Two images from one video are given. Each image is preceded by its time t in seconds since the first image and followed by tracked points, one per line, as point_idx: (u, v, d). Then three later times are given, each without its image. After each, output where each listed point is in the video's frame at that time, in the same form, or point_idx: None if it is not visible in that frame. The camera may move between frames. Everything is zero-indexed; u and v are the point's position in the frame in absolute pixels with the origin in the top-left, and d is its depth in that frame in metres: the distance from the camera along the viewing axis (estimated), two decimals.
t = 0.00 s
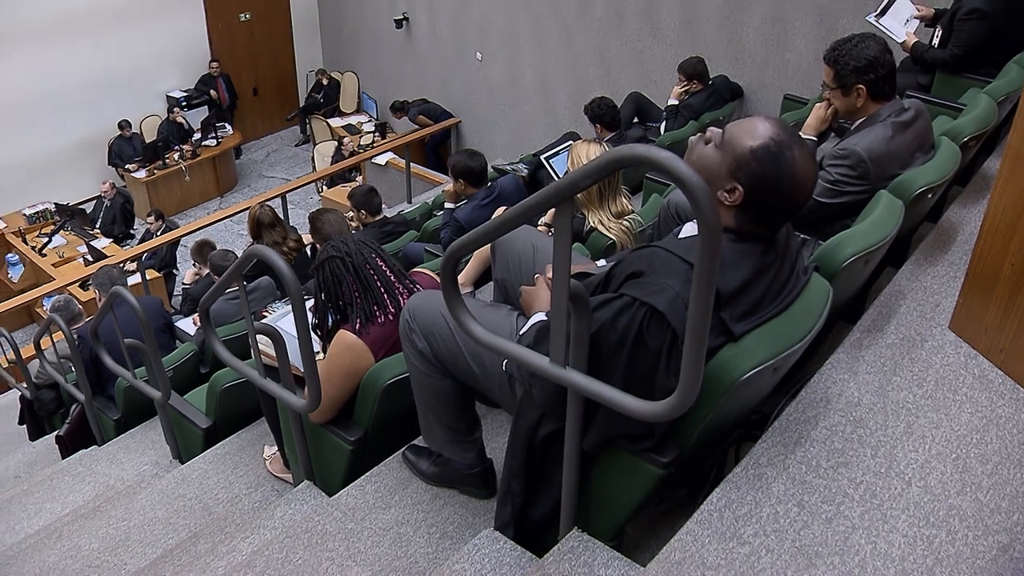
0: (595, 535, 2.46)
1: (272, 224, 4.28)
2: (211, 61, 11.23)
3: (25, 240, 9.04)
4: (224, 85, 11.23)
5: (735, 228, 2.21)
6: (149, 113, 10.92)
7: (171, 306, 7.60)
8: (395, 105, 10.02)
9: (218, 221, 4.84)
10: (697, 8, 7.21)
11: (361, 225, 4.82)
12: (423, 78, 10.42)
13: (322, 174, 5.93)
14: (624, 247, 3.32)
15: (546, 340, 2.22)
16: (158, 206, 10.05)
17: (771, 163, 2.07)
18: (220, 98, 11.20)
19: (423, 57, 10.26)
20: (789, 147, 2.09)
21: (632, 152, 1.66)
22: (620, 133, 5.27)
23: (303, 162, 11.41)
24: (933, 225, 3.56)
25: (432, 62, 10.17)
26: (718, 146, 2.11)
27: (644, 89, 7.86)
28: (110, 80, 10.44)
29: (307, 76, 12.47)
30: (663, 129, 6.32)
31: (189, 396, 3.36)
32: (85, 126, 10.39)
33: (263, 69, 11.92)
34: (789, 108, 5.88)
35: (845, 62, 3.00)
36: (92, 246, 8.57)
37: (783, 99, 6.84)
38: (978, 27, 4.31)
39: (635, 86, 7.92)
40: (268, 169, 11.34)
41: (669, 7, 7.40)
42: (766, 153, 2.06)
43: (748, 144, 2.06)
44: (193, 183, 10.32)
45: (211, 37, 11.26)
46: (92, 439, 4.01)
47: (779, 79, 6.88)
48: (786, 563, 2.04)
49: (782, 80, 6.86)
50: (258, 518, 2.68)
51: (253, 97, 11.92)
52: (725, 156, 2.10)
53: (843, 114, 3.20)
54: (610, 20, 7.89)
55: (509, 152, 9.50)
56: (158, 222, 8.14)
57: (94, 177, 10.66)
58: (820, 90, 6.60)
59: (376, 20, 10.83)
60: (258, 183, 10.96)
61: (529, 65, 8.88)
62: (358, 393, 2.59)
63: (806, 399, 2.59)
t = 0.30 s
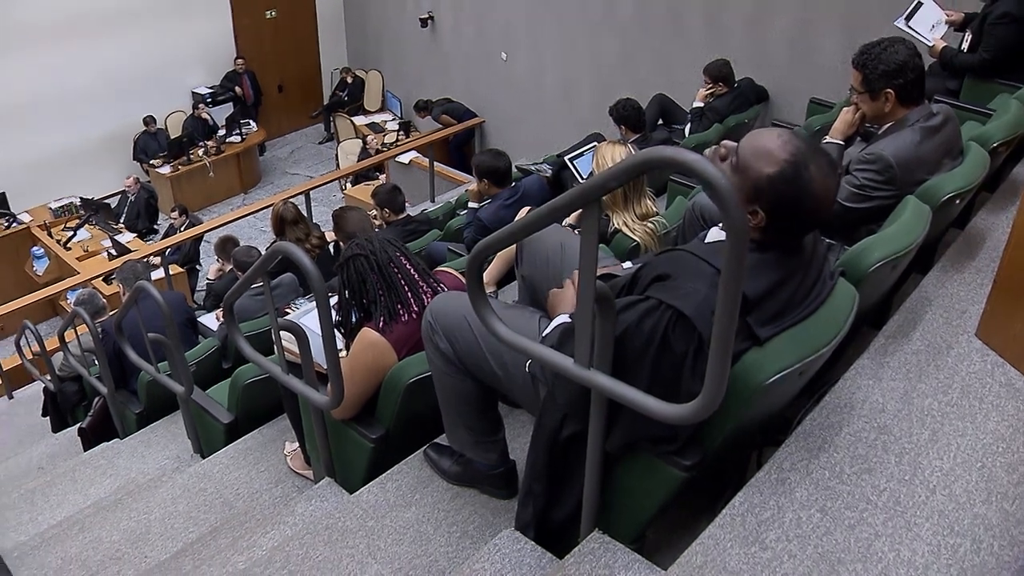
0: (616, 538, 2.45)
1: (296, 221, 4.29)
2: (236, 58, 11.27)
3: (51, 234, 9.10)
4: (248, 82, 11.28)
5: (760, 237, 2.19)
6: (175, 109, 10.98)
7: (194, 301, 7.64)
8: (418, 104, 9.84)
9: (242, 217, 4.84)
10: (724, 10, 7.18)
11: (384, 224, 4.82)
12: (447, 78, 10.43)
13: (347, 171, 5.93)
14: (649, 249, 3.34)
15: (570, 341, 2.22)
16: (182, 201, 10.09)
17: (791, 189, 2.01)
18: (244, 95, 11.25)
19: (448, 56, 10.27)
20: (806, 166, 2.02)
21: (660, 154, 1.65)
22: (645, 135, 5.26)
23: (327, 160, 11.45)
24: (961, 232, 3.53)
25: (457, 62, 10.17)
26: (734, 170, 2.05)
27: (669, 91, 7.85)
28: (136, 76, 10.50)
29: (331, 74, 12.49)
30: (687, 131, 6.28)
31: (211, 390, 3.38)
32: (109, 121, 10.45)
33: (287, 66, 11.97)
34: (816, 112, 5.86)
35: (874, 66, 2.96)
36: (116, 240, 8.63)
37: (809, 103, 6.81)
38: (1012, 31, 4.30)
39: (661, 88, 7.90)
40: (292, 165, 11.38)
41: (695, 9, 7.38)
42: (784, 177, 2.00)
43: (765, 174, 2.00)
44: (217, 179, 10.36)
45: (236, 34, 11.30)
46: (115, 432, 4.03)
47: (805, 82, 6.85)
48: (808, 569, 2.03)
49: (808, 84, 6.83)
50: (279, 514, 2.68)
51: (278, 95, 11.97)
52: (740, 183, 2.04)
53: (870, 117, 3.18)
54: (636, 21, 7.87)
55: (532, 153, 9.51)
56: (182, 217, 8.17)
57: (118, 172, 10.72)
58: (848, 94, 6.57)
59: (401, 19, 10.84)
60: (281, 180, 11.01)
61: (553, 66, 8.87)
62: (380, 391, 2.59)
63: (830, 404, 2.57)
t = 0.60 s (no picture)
0: (638, 540, 2.45)
1: (322, 218, 4.30)
2: (264, 55, 11.31)
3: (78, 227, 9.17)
4: (276, 78, 11.26)
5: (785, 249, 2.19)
6: (202, 105, 11.06)
7: (218, 296, 7.68)
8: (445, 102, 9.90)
9: (268, 213, 4.86)
10: (754, 13, 7.14)
11: (410, 222, 4.82)
12: (473, 77, 10.43)
13: (374, 169, 5.94)
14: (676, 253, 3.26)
15: (596, 344, 2.22)
16: (208, 196, 10.16)
17: (805, 215, 2.01)
18: (272, 92, 11.25)
19: (474, 56, 10.26)
20: (826, 189, 1.98)
21: (693, 159, 1.65)
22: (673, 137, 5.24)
23: (353, 157, 11.49)
24: (992, 239, 3.50)
25: (483, 62, 10.17)
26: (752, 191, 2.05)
27: (695, 94, 7.83)
28: (163, 72, 10.57)
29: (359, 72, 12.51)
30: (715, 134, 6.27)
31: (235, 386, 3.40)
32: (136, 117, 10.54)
33: (315, 64, 12.00)
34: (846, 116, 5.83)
35: (907, 70, 2.93)
36: (143, 235, 8.70)
37: (837, 108, 6.78)
38: None
39: (687, 90, 7.88)
40: (318, 162, 11.43)
41: (724, 12, 7.36)
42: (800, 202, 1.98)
43: (780, 199, 1.99)
44: (243, 175, 10.41)
45: (264, 31, 11.33)
46: (138, 425, 4.06)
47: (835, 86, 6.81)
48: None
49: (838, 88, 6.79)
50: (301, 510, 2.69)
51: (305, 92, 12.01)
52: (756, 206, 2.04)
53: (901, 122, 3.15)
54: (665, 22, 7.84)
55: (558, 153, 9.50)
56: (208, 213, 8.22)
57: (144, 167, 10.80)
58: (877, 99, 6.53)
59: (428, 18, 10.84)
60: (306, 177, 11.03)
61: (580, 67, 8.87)
62: (404, 390, 2.60)
63: (857, 410, 2.55)
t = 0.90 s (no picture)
0: (662, 544, 2.44)
1: (349, 216, 4.30)
2: (292, 52, 11.37)
3: (106, 221, 9.24)
4: (305, 76, 11.31)
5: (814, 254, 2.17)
6: (229, 102, 11.14)
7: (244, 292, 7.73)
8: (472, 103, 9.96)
9: (296, 210, 4.87)
10: (784, 16, 7.12)
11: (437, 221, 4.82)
12: (501, 77, 10.43)
13: (403, 167, 5.96)
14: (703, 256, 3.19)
15: (624, 345, 2.21)
16: (235, 192, 10.22)
17: (831, 220, 1.99)
18: (300, 89, 11.30)
19: (502, 56, 10.26)
20: (855, 192, 1.97)
21: (725, 161, 1.64)
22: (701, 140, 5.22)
23: (380, 156, 11.52)
24: None
25: (511, 62, 10.18)
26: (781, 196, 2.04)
27: (723, 97, 7.81)
28: (192, 68, 10.67)
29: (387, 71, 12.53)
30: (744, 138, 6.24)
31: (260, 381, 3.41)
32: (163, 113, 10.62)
33: (344, 62, 12.05)
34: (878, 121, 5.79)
35: (940, 75, 2.90)
36: (169, 229, 8.77)
37: (866, 113, 6.74)
38: None
39: (715, 93, 7.86)
40: (345, 160, 11.47)
41: (754, 15, 7.34)
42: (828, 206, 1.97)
43: (809, 204, 1.98)
44: (269, 172, 10.47)
45: (293, 28, 11.40)
46: (162, 418, 4.09)
47: (864, 91, 6.77)
48: None
49: (868, 93, 6.75)
50: (324, 506, 2.70)
51: (333, 89, 12.06)
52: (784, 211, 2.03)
53: (933, 128, 3.14)
54: (694, 25, 7.84)
55: (585, 154, 9.49)
56: (235, 209, 8.25)
57: (171, 162, 10.89)
58: (909, 104, 6.49)
59: (456, 18, 10.86)
60: (333, 174, 11.10)
61: (608, 68, 8.86)
62: (429, 388, 2.60)
63: (884, 418, 2.54)
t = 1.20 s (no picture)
0: (686, 548, 2.43)
1: (377, 214, 4.31)
2: (322, 50, 11.42)
3: (135, 215, 9.31)
4: (333, 74, 11.41)
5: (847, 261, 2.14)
6: (258, 98, 11.19)
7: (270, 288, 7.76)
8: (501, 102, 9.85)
9: (324, 207, 4.88)
10: (816, 20, 7.08)
11: (464, 221, 4.81)
12: (530, 77, 10.42)
13: (431, 165, 5.97)
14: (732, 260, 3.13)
15: (653, 348, 2.21)
16: (263, 188, 10.27)
17: (867, 224, 1.96)
18: (328, 86, 11.38)
19: (532, 56, 10.26)
20: (891, 198, 1.94)
21: (759, 164, 1.62)
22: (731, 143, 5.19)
23: (408, 154, 11.55)
24: None
25: (540, 63, 10.17)
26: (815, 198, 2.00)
27: (753, 100, 7.78)
28: (222, 65, 10.73)
29: (416, 69, 12.53)
30: (773, 141, 6.22)
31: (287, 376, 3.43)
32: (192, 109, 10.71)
33: (373, 60, 12.09)
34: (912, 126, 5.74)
35: (975, 81, 2.90)
36: (198, 224, 8.84)
37: (898, 117, 6.70)
38: None
39: (745, 96, 7.83)
40: (373, 158, 11.51)
41: (785, 18, 7.30)
42: (863, 211, 1.94)
43: (845, 207, 1.95)
44: (297, 169, 10.52)
45: (322, 26, 11.45)
46: (187, 412, 4.11)
47: (896, 96, 6.73)
48: None
49: (900, 98, 6.71)
50: (348, 502, 2.71)
51: (362, 88, 12.11)
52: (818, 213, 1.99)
53: (967, 134, 3.11)
54: (725, 27, 7.81)
55: (613, 156, 9.48)
56: (263, 205, 8.27)
57: (199, 158, 10.97)
58: (942, 109, 6.44)
59: (485, 17, 10.87)
60: (360, 172, 11.13)
61: (638, 70, 8.85)
62: (456, 388, 2.60)
63: (913, 426, 2.51)
